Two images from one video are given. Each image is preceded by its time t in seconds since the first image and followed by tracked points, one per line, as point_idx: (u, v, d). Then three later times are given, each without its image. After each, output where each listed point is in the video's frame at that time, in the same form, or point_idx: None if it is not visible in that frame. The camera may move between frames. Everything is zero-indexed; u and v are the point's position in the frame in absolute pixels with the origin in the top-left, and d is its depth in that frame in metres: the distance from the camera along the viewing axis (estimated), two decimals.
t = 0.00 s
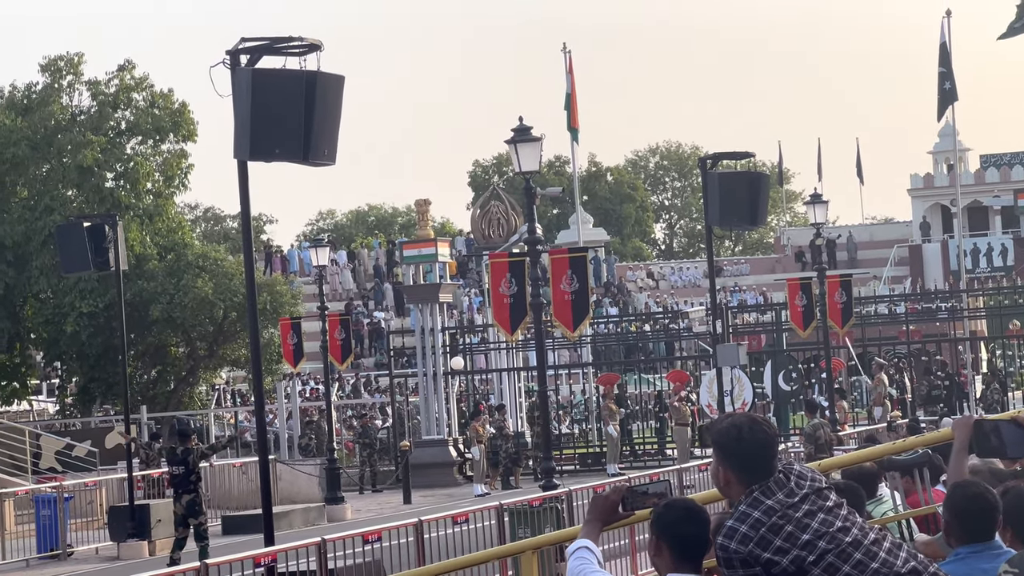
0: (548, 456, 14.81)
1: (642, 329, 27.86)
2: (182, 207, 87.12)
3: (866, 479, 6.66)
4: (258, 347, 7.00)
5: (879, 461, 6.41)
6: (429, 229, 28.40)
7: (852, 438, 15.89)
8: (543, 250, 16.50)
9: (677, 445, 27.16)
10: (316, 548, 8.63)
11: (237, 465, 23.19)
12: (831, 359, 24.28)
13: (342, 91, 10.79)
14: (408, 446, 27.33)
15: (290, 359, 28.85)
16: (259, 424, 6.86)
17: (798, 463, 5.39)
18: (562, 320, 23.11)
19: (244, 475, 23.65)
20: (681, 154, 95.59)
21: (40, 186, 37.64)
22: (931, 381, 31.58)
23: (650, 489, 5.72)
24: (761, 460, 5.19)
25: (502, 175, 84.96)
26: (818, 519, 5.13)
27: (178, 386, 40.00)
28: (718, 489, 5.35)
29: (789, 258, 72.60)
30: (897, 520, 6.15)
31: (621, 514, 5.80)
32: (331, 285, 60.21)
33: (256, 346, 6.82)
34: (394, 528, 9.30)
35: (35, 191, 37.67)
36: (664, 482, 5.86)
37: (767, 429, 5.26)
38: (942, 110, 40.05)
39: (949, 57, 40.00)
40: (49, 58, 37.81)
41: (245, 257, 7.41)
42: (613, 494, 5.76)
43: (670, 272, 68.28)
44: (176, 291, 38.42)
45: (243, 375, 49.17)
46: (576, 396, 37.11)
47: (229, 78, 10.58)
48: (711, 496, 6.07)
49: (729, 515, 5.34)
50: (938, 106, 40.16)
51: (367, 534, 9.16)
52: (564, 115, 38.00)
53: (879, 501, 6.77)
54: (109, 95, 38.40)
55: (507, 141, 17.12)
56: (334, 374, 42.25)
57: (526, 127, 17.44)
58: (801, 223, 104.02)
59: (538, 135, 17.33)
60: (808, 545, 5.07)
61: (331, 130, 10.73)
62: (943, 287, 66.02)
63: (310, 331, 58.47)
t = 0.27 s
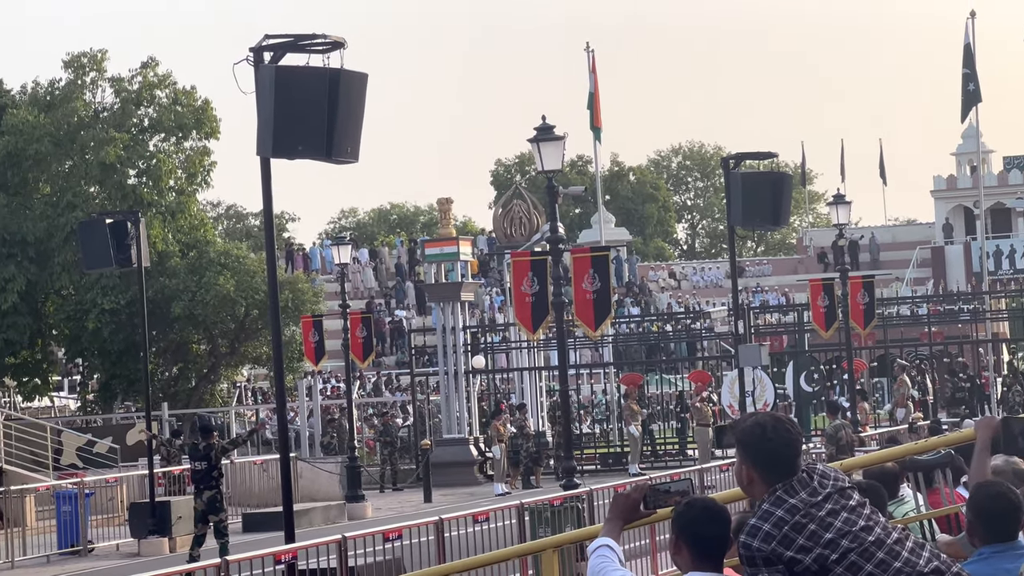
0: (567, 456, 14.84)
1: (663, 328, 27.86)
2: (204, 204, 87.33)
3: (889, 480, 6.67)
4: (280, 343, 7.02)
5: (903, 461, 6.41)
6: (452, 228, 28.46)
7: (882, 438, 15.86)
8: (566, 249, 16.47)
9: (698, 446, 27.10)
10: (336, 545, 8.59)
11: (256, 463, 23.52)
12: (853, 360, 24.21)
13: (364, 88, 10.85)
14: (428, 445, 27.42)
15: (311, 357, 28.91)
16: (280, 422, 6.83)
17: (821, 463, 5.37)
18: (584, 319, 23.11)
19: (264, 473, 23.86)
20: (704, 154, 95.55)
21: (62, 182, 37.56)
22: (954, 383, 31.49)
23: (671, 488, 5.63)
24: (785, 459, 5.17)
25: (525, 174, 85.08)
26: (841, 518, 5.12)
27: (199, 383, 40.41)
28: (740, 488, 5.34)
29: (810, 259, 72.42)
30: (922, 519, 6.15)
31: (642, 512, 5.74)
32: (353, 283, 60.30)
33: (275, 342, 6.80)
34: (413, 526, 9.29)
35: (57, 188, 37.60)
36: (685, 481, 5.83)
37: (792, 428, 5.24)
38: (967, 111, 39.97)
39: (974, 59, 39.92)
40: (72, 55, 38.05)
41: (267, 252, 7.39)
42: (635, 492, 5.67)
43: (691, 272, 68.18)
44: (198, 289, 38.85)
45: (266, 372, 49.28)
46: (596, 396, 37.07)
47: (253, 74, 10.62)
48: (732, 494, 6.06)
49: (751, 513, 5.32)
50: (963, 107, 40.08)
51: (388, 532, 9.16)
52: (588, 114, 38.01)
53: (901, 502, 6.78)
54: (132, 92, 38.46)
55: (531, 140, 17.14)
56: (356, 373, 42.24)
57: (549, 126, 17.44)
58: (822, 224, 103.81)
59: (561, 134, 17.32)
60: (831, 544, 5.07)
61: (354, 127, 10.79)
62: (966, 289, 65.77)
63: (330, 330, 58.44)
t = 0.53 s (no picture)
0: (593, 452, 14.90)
1: (690, 325, 27.90)
2: (233, 199, 87.64)
3: (917, 476, 6.69)
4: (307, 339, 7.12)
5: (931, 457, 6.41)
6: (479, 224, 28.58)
7: (917, 434, 15.85)
8: (592, 245, 16.50)
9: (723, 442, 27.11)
10: (363, 540, 8.70)
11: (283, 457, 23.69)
12: (882, 358, 24.24)
13: (393, 84, 10.83)
14: (456, 440, 27.53)
15: (338, 351, 28.97)
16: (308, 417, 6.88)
17: (847, 459, 5.38)
18: (612, 315, 23.13)
19: (292, 467, 24.06)
20: (731, 151, 95.47)
21: (92, 177, 38.18)
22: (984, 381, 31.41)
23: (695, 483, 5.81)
24: (810, 454, 5.20)
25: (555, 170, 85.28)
26: (867, 512, 5.12)
27: (227, 377, 40.40)
28: (766, 483, 5.36)
29: (837, 257, 72.27)
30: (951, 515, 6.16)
31: (668, 506, 5.82)
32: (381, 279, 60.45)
33: (305, 338, 6.97)
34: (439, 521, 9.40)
35: (88, 182, 38.22)
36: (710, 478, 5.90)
37: (817, 423, 5.26)
38: (996, 109, 39.87)
39: (1003, 57, 39.83)
40: (103, 50, 38.43)
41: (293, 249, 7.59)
42: (662, 485, 5.76)
43: (718, 269, 68.12)
44: (226, 283, 38.70)
45: (294, 367, 49.45)
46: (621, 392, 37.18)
47: (282, 69, 10.60)
48: (758, 490, 6.12)
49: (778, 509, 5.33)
50: (992, 106, 39.98)
51: (415, 528, 9.25)
52: (616, 111, 38.07)
53: (927, 498, 6.80)
54: (161, 87, 39.14)
55: (557, 137, 17.20)
56: (382, 369, 42.31)
57: (576, 122, 17.49)
58: (850, 222, 103.56)
59: (589, 130, 17.36)
60: (856, 537, 5.07)
61: (383, 123, 10.76)
62: (995, 287, 65.46)
63: (358, 325, 58.66)
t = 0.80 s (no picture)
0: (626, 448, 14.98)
1: (723, 320, 27.92)
2: (265, 193, 87.84)
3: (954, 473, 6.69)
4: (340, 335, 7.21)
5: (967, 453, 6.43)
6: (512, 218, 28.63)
7: (963, 429, 15.83)
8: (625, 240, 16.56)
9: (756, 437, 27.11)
10: (396, 534, 8.87)
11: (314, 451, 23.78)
12: (915, 354, 24.32)
13: (426, 77, 10.78)
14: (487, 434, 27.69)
15: (371, 345, 29.39)
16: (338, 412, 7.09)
17: (883, 456, 5.35)
18: (644, 310, 23.13)
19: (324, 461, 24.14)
20: (764, 146, 95.29)
21: (125, 171, 38.56)
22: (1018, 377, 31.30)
23: (733, 477, 5.65)
24: (845, 450, 5.16)
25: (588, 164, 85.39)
26: (902, 509, 5.09)
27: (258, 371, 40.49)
28: (801, 480, 5.32)
29: (871, 252, 71.99)
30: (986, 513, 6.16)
31: (703, 501, 5.69)
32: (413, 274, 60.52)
33: (336, 337, 7.25)
34: (471, 516, 9.46)
35: (121, 176, 38.64)
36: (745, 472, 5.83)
37: (852, 419, 5.22)
38: None
39: None
40: (136, 45, 38.66)
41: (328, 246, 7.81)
42: (696, 480, 5.66)
43: (750, 263, 67.98)
44: (258, 277, 38.69)
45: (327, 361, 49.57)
46: (654, 386, 37.16)
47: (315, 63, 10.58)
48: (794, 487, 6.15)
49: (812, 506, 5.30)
50: None
51: (447, 521, 9.33)
52: (649, 106, 38.08)
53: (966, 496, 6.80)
54: (194, 81, 38.97)
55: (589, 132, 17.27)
56: (415, 364, 42.35)
57: (609, 118, 17.57)
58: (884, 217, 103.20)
59: (621, 125, 17.42)
60: (891, 534, 5.05)
61: (416, 116, 10.72)
62: None
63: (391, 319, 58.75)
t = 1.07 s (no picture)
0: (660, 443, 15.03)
1: (755, 316, 27.99)
2: (299, 188, 87.84)
3: (988, 468, 6.66)
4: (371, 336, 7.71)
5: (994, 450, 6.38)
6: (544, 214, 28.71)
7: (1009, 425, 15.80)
8: (658, 236, 16.59)
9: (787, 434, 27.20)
10: (428, 530, 8.80)
11: (346, 448, 23.87)
12: (948, 349, 24.49)
13: (459, 72, 10.60)
14: (519, 430, 27.99)
15: (402, 341, 29.80)
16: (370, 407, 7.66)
17: (913, 451, 5.32)
18: (676, 305, 23.21)
19: (355, 457, 24.24)
20: (796, 142, 95.21)
21: (159, 166, 38.84)
22: None
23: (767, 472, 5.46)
24: (879, 444, 5.12)
25: (620, 160, 85.61)
26: (936, 504, 5.06)
27: (291, 367, 40.39)
28: (834, 475, 5.28)
29: (904, 248, 71.81)
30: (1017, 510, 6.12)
31: (736, 497, 5.52)
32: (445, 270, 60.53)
33: (368, 330, 7.80)
34: (503, 512, 9.44)
35: (154, 171, 38.93)
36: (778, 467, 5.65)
37: (885, 413, 5.18)
38: None
39: None
40: (168, 40, 38.74)
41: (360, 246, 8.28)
42: (730, 476, 5.47)
43: (783, 259, 67.85)
44: (290, 273, 38.82)
45: (360, 357, 49.70)
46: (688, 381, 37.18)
47: (347, 59, 10.40)
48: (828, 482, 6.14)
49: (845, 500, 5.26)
50: None
51: (479, 517, 9.26)
52: (681, 102, 38.08)
53: (1000, 492, 6.77)
54: (227, 76, 38.99)
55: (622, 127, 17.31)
56: (447, 358, 42.39)
57: (642, 113, 17.62)
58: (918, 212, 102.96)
59: (654, 121, 17.46)
60: (925, 529, 5.02)
61: (449, 111, 10.54)
62: None
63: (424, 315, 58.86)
